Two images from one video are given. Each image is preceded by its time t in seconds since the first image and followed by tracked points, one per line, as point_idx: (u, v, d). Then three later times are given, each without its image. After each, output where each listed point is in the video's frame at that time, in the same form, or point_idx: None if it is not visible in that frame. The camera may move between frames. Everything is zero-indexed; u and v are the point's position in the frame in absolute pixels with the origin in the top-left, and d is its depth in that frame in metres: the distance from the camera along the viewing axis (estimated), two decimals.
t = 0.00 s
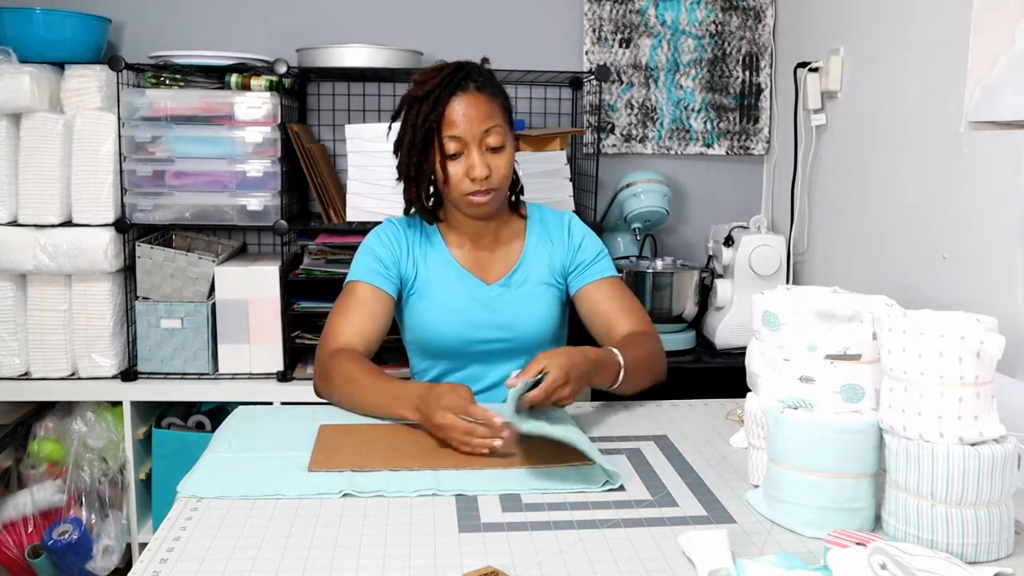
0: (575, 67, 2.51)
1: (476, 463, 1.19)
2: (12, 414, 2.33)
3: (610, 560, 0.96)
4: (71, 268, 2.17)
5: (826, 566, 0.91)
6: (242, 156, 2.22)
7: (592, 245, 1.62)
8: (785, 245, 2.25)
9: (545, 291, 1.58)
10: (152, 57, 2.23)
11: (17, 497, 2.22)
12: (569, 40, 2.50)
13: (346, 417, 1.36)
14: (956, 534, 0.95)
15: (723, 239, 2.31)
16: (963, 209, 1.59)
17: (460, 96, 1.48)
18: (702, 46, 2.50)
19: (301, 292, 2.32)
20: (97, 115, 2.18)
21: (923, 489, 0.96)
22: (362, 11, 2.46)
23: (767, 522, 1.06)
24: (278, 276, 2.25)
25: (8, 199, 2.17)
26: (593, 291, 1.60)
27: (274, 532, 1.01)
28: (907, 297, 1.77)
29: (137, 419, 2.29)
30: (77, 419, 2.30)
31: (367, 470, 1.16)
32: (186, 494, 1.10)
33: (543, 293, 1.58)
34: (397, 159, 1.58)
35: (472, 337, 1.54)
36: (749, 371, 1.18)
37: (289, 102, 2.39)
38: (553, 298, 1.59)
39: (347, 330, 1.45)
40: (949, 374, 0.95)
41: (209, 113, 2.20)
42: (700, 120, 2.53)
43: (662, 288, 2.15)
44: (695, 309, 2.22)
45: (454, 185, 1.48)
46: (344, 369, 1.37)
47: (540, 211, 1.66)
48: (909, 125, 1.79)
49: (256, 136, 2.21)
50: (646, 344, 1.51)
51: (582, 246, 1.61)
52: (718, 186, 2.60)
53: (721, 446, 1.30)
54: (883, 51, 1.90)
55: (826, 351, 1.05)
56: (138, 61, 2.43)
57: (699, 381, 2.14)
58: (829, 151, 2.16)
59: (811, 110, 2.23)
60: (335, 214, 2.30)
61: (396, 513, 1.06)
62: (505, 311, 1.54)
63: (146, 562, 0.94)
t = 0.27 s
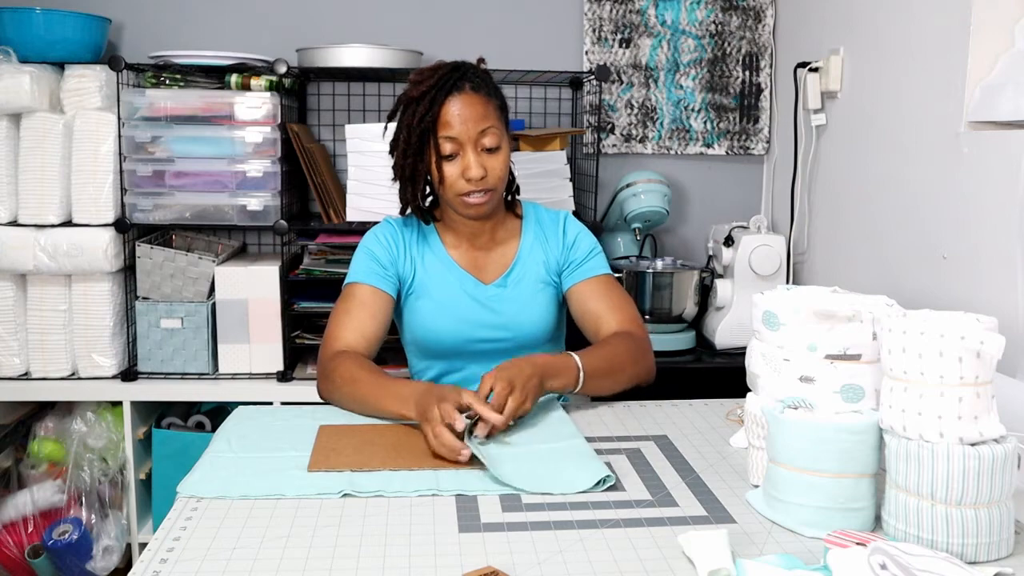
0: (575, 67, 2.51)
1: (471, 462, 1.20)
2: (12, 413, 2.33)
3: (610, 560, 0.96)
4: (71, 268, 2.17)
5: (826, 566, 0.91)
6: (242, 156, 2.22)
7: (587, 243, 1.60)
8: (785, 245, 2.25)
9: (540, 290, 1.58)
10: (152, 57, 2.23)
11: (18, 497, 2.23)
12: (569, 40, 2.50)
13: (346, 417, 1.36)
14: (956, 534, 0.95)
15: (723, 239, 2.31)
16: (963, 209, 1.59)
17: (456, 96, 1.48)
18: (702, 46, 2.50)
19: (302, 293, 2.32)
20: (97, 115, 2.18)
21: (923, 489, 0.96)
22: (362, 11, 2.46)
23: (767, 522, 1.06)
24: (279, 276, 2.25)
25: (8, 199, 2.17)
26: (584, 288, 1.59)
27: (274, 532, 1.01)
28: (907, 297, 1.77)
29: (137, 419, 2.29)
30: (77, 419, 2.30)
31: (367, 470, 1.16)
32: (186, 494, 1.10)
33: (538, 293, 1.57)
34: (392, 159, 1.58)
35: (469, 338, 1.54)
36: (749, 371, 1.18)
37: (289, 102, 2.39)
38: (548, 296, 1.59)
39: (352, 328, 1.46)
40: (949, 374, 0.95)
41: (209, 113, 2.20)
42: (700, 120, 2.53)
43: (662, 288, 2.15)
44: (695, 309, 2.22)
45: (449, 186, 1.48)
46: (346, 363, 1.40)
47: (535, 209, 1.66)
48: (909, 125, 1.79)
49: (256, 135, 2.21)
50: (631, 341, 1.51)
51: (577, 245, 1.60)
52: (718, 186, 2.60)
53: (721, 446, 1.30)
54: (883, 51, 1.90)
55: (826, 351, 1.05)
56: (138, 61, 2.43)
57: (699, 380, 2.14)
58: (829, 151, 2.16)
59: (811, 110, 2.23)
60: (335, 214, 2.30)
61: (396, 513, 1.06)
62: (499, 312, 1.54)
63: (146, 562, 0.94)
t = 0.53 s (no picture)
0: (575, 67, 2.51)
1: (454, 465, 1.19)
2: (12, 414, 2.33)
3: (610, 560, 0.96)
4: (71, 268, 2.17)
5: (826, 566, 0.92)
6: (242, 156, 2.22)
7: (593, 257, 1.58)
8: (785, 245, 2.25)
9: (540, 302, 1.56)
10: (152, 57, 2.23)
11: (17, 497, 2.23)
12: (569, 40, 2.50)
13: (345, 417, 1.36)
14: (956, 534, 0.95)
15: (723, 239, 2.31)
16: (964, 207, 1.58)
17: (471, 100, 1.46)
18: (702, 46, 2.50)
19: (302, 293, 2.33)
20: (97, 115, 2.17)
21: (923, 489, 0.96)
22: (362, 11, 2.46)
23: (767, 522, 1.06)
24: (279, 276, 2.27)
25: (8, 199, 2.17)
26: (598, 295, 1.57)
27: (274, 532, 1.01)
28: (907, 297, 1.77)
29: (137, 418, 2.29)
30: (77, 419, 2.30)
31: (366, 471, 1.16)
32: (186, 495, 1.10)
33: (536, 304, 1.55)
34: (403, 154, 1.58)
35: (458, 344, 1.53)
36: (749, 371, 1.18)
37: (289, 102, 2.39)
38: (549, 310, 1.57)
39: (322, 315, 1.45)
40: (949, 374, 0.95)
41: (209, 113, 2.20)
42: (700, 120, 2.53)
43: (662, 288, 2.15)
44: (695, 309, 2.22)
45: (457, 191, 1.47)
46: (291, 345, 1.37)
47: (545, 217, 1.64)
48: (909, 125, 1.78)
49: (256, 135, 2.21)
50: (666, 344, 1.46)
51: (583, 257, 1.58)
52: (718, 185, 2.60)
53: (721, 446, 1.31)
54: (883, 51, 1.90)
55: (826, 351, 1.05)
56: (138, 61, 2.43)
57: (700, 380, 2.14)
58: (829, 151, 2.16)
59: (811, 110, 2.23)
60: (335, 214, 2.30)
61: (396, 513, 1.06)
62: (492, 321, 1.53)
63: (146, 562, 0.94)
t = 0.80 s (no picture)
0: (575, 67, 2.51)
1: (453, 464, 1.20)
2: (12, 414, 2.33)
3: (610, 560, 0.96)
4: (71, 268, 2.17)
5: (826, 566, 0.92)
6: (242, 156, 2.22)
7: (592, 256, 1.58)
8: (785, 245, 2.25)
9: (537, 301, 1.56)
10: (152, 57, 2.23)
11: (17, 497, 2.23)
12: (569, 40, 2.50)
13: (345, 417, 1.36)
14: (955, 534, 0.95)
15: (723, 239, 2.31)
16: (965, 207, 1.58)
17: (463, 100, 1.45)
18: (702, 46, 2.50)
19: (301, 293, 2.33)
20: (97, 115, 2.17)
21: (923, 489, 0.96)
22: (362, 11, 2.46)
23: (767, 522, 1.06)
24: (279, 276, 2.27)
25: (8, 199, 2.17)
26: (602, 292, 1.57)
27: (274, 532, 1.01)
28: (907, 297, 1.77)
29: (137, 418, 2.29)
30: (77, 419, 2.30)
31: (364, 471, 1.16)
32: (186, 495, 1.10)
33: (533, 303, 1.55)
34: (398, 155, 1.57)
35: (452, 342, 1.53)
36: (749, 371, 1.18)
37: (289, 102, 2.39)
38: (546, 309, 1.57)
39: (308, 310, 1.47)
40: (949, 374, 0.95)
41: (209, 113, 2.20)
42: (700, 120, 2.53)
43: (662, 288, 2.15)
44: (695, 309, 2.22)
45: (451, 193, 1.46)
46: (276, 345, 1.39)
47: (543, 216, 1.64)
48: (909, 125, 1.79)
49: (256, 135, 2.21)
50: (669, 336, 1.48)
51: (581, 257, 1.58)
52: (718, 185, 2.60)
53: (721, 446, 1.31)
54: (883, 51, 1.90)
55: (826, 351, 1.05)
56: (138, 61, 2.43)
57: (700, 380, 2.13)
58: (829, 151, 2.16)
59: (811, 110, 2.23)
60: (335, 214, 2.30)
61: (396, 513, 1.06)
62: (488, 319, 1.53)
63: (146, 562, 0.94)
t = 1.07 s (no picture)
0: (575, 67, 2.51)
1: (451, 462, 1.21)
2: (12, 414, 2.33)
3: (610, 560, 0.96)
4: (71, 268, 2.17)
5: (826, 566, 0.92)
6: (242, 156, 2.22)
7: (591, 256, 1.58)
8: (785, 245, 2.25)
9: (537, 300, 1.56)
10: (152, 57, 2.23)
11: (17, 497, 2.23)
12: (569, 40, 2.50)
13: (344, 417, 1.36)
14: (956, 534, 0.95)
15: (723, 239, 2.31)
16: (965, 207, 1.58)
17: (458, 101, 1.45)
18: (702, 46, 2.50)
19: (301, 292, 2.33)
20: (97, 115, 2.17)
21: (923, 489, 0.96)
22: (362, 11, 2.46)
23: (767, 522, 1.06)
24: (279, 276, 2.27)
25: (8, 199, 2.17)
26: (605, 294, 1.58)
27: (275, 532, 1.01)
28: (907, 297, 1.77)
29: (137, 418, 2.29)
30: (77, 419, 2.30)
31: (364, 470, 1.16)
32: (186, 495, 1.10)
33: (533, 301, 1.55)
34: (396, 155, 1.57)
35: (452, 340, 1.53)
36: (749, 371, 1.18)
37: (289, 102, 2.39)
38: (546, 307, 1.57)
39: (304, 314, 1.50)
40: (949, 374, 0.95)
41: (209, 113, 2.20)
42: (700, 120, 2.53)
43: (662, 288, 2.15)
44: (694, 309, 2.22)
45: (448, 194, 1.46)
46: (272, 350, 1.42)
47: (542, 215, 1.64)
48: (909, 125, 1.79)
49: (256, 135, 2.21)
50: (671, 335, 1.50)
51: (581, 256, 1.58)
52: (718, 185, 2.60)
53: (721, 446, 1.31)
54: (883, 52, 1.90)
55: (826, 351, 1.05)
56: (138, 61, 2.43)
57: (700, 380, 2.13)
58: (829, 151, 2.16)
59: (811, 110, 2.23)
60: (335, 214, 2.30)
61: (396, 513, 1.06)
62: (487, 317, 1.53)
63: (146, 562, 0.94)
